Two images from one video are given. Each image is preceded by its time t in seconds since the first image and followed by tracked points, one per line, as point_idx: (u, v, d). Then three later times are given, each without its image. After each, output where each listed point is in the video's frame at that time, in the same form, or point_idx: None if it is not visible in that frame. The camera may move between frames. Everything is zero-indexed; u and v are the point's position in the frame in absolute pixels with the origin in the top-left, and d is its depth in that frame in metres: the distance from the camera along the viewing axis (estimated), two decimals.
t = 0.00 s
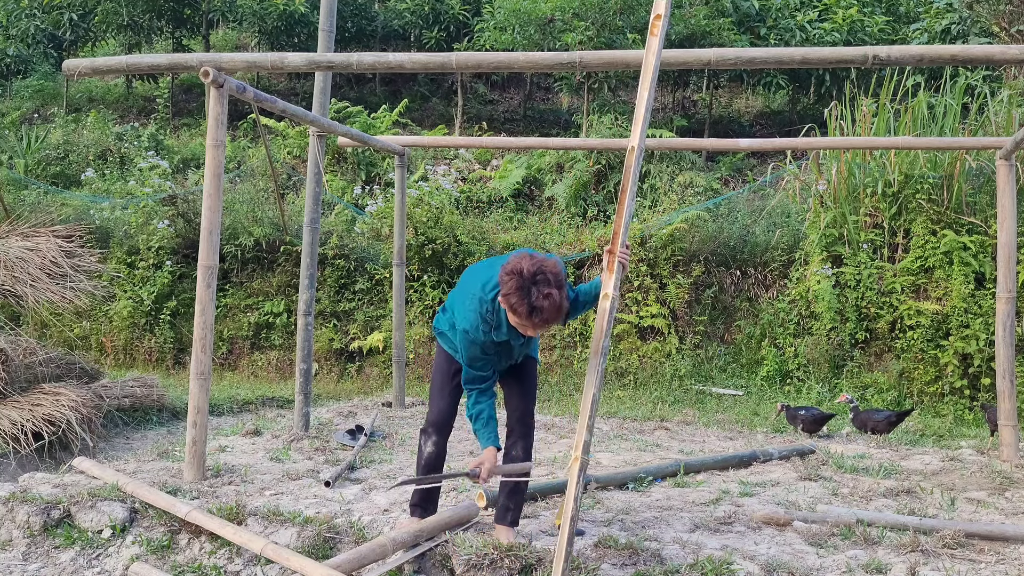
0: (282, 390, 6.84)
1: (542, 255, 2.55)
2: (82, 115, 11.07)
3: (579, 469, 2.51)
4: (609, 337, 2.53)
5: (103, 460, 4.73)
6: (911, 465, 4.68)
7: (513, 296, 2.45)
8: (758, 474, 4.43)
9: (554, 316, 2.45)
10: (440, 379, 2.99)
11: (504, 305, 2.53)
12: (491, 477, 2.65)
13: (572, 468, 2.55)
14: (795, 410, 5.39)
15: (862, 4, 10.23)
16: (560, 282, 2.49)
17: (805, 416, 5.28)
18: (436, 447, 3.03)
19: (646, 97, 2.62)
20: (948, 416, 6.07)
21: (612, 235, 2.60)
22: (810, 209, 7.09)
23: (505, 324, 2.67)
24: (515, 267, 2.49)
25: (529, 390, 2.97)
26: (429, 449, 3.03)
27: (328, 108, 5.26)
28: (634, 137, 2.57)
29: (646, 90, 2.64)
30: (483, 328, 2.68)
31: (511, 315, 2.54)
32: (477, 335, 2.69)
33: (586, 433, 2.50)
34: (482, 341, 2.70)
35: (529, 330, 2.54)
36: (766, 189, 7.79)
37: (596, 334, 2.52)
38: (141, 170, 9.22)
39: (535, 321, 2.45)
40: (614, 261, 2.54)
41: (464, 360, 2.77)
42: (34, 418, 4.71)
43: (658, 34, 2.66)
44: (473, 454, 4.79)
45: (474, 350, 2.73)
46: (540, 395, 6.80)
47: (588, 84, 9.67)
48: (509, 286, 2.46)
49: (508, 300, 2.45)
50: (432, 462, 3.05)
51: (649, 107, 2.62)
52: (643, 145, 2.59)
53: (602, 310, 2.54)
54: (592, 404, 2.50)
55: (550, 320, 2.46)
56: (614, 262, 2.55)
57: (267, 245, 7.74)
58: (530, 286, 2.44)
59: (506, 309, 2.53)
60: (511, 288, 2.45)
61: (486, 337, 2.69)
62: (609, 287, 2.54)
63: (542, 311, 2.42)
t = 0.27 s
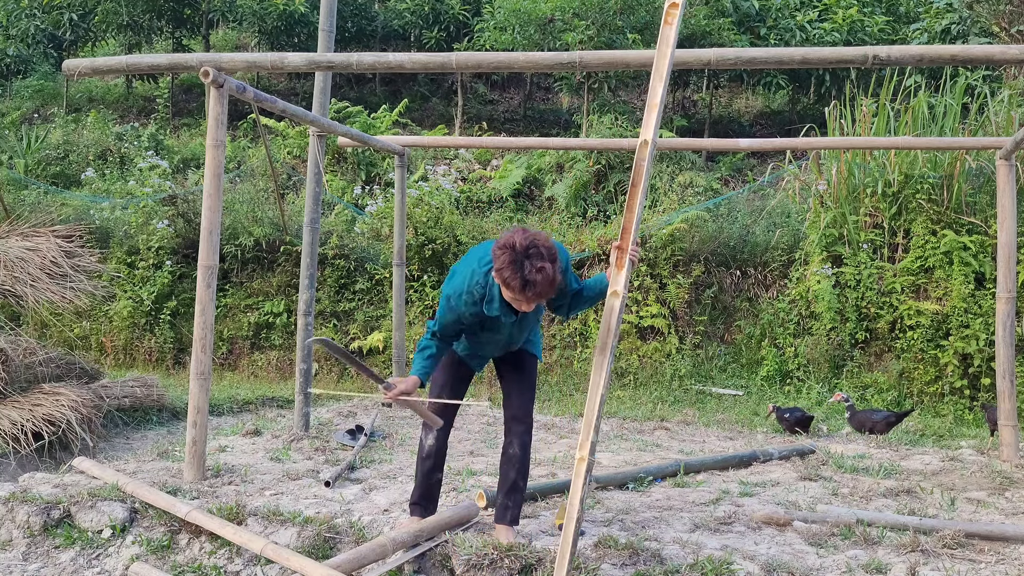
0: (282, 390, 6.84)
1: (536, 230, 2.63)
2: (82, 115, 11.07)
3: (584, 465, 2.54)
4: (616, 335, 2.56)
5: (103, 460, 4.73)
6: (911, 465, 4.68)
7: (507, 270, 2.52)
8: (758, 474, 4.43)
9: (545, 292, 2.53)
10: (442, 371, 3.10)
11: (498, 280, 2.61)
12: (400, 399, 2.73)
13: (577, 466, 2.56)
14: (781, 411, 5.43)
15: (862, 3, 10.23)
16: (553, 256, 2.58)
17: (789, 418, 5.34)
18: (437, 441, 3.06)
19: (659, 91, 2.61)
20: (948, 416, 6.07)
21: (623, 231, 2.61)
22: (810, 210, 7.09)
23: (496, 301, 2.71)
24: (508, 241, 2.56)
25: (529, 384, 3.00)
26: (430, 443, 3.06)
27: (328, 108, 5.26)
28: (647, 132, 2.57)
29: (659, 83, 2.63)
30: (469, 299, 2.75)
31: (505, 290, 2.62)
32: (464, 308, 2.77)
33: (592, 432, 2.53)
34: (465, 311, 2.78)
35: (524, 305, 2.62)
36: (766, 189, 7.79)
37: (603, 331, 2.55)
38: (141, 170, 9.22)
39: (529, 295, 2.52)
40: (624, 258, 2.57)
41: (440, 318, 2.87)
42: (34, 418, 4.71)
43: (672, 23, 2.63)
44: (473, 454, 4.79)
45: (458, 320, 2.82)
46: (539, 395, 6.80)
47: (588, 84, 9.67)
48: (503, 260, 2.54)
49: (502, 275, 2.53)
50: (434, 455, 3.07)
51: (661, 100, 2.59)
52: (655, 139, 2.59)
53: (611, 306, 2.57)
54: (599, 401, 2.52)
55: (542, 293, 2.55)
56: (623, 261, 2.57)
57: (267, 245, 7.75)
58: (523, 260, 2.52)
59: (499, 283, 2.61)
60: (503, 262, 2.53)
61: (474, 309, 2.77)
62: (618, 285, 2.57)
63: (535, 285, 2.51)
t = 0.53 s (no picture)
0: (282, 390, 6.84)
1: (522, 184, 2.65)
2: (82, 115, 11.07)
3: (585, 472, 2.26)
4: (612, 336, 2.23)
5: (103, 460, 4.73)
6: (912, 465, 4.68)
7: (493, 221, 2.49)
8: (758, 474, 4.43)
9: (530, 244, 2.49)
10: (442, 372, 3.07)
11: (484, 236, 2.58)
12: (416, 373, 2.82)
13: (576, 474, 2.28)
14: (774, 411, 5.51)
15: (862, 3, 10.23)
16: (538, 208, 2.55)
17: (786, 417, 5.41)
18: (442, 439, 3.08)
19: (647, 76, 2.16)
20: (948, 416, 6.07)
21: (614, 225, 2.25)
22: (810, 210, 7.09)
23: (482, 261, 2.71)
24: (492, 194, 2.55)
25: (529, 377, 2.99)
26: (434, 440, 3.08)
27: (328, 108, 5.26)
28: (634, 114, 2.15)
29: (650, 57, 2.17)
30: (456, 259, 2.77)
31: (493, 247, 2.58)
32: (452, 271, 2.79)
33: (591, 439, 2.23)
34: (451, 274, 2.80)
35: (511, 260, 2.57)
36: (766, 189, 7.80)
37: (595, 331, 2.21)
38: (141, 170, 9.22)
39: (515, 244, 2.48)
40: (617, 251, 2.22)
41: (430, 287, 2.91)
42: (33, 418, 4.71)
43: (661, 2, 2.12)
44: (473, 454, 4.79)
45: (447, 282, 2.83)
46: (539, 395, 6.80)
47: (588, 84, 9.67)
48: (487, 212, 2.51)
49: (488, 226, 2.49)
50: (437, 454, 3.09)
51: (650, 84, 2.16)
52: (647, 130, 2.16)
53: (605, 305, 2.22)
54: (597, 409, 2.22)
55: (529, 244, 2.50)
56: (617, 254, 2.21)
57: (267, 245, 7.75)
58: (508, 210, 2.49)
59: (485, 238, 2.57)
60: (487, 213, 2.50)
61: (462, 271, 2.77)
62: (612, 280, 2.22)
63: (522, 234, 2.47)
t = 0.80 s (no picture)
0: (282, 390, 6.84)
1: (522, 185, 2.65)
2: (82, 115, 11.07)
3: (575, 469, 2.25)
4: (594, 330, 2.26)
5: (103, 460, 4.73)
6: (912, 465, 4.68)
7: (488, 223, 2.49)
8: (758, 474, 4.43)
9: (526, 243, 2.48)
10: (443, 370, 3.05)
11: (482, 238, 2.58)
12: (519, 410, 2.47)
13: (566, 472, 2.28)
14: (771, 411, 5.46)
15: (862, 4, 10.24)
16: (534, 208, 2.55)
17: (783, 416, 5.38)
18: (443, 438, 3.07)
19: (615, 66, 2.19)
20: (948, 416, 6.07)
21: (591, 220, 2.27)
22: (810, 210, 7.10)
23: (488, 269, 2.69)
24: (488, 196, 2.55)
25: (529, 378, 2.99)
26: (436, 438, 3.08)
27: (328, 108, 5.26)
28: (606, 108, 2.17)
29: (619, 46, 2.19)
30: (463, 271, 2.73)
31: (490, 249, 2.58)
32: (460, 285, 2.74)
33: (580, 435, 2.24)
34: (461, 287, 2.74)
35: (509, 262, 2.56)
36: (766, 189, 7.79)
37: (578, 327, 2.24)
38: (141, 170, 9.21)
39: (513, 246, 2.47)
40: (596, 247, 2.22)
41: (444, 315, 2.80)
42: (33, 418, 4.71)
43: None
44: (473, 454, 4.79)
45: (454, 296, 2.77)
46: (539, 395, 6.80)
47: (588, 84, 9.68)
48: (484, 212, 2.52)
49: (484, 226, 2.50)
50: (439, 452, 3.09)
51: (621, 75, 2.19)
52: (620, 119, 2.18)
53: (587, 298, 2.25)
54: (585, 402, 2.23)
55: (526, 243, 2.49)
56: (597, 248, 2.24)
57: (267, 245, 7.75)
58: (504, 210, 2.49)
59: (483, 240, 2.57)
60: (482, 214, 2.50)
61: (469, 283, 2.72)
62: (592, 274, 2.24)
63: (517, 233, 2.46)
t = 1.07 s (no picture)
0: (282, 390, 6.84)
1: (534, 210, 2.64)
2: (82, 115, 11.07)
3: (569, 468, 2.40)
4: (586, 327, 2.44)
5: (103, 460, 4.73)
6: (912, 465, 4.68)
7: (503, 250, 2.49)
8: (758, 474, 4.43)
9: (540, 272, 2.49)
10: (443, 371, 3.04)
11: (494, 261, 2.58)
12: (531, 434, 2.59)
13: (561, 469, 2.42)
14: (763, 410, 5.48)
15: (862, 4, 10.24)
16: (546, 235, 2.56)
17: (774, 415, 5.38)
18: (443, 439, 3.06)
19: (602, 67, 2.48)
20: (948, 416, 6.07)
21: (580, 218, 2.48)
22: (810, 210, 7.10)
23: (499, 289, 2.68)
24: (502, 222, 2.54)
25: (529, 380, 2.99)
26: (436, 439, 3.06)
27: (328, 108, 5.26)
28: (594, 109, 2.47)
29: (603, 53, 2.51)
30: (474, 289, 2.71)
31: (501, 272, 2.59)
32: (470, 302, 2.73)
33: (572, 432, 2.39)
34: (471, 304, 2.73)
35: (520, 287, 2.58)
36: (766, 189, 7.79)
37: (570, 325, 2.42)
38: (141, 170, 9.22)
39: (526, 274, 2.48)
40: (587, 244, 2.44)
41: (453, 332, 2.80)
42: (34, 418, 4.71)
43: None
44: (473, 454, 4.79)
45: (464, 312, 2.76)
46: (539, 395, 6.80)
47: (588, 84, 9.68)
48: (498, 240, 2.52)
49: (497, 254, 2.50)
50: (439, 453, 3.07)
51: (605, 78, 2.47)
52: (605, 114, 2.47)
53: (578, 297, 2.45)
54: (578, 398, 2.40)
55: (537, 273, 2.50)
56: (586, 248, 2.45)
57: (267, 245, 7.75)
58: (519, 239, 2.49)
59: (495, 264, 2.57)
60: (497, 240, 2.50)
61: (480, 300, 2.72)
62: (583, 273, 2.45)
63: (531, 263, 2.46)
